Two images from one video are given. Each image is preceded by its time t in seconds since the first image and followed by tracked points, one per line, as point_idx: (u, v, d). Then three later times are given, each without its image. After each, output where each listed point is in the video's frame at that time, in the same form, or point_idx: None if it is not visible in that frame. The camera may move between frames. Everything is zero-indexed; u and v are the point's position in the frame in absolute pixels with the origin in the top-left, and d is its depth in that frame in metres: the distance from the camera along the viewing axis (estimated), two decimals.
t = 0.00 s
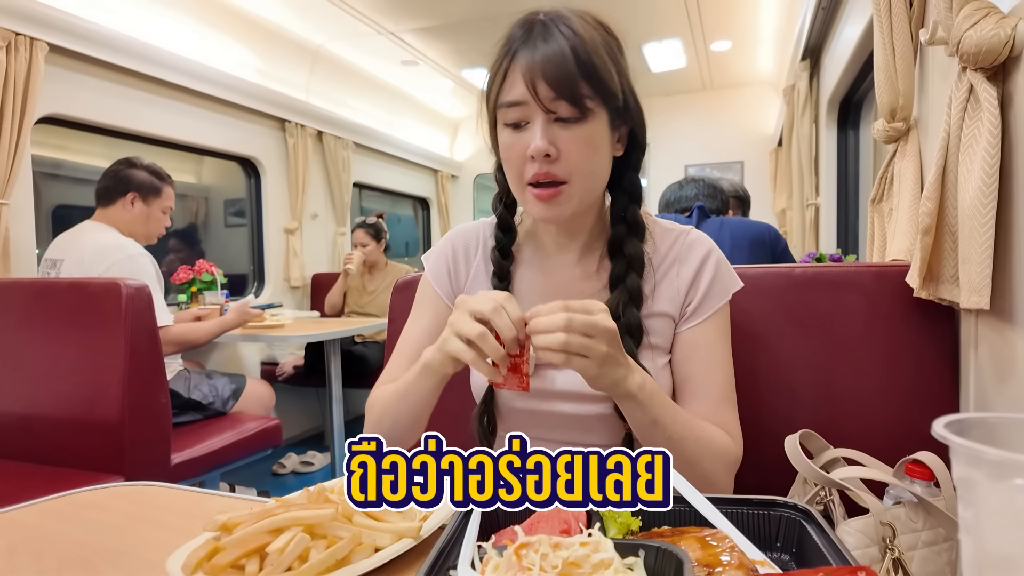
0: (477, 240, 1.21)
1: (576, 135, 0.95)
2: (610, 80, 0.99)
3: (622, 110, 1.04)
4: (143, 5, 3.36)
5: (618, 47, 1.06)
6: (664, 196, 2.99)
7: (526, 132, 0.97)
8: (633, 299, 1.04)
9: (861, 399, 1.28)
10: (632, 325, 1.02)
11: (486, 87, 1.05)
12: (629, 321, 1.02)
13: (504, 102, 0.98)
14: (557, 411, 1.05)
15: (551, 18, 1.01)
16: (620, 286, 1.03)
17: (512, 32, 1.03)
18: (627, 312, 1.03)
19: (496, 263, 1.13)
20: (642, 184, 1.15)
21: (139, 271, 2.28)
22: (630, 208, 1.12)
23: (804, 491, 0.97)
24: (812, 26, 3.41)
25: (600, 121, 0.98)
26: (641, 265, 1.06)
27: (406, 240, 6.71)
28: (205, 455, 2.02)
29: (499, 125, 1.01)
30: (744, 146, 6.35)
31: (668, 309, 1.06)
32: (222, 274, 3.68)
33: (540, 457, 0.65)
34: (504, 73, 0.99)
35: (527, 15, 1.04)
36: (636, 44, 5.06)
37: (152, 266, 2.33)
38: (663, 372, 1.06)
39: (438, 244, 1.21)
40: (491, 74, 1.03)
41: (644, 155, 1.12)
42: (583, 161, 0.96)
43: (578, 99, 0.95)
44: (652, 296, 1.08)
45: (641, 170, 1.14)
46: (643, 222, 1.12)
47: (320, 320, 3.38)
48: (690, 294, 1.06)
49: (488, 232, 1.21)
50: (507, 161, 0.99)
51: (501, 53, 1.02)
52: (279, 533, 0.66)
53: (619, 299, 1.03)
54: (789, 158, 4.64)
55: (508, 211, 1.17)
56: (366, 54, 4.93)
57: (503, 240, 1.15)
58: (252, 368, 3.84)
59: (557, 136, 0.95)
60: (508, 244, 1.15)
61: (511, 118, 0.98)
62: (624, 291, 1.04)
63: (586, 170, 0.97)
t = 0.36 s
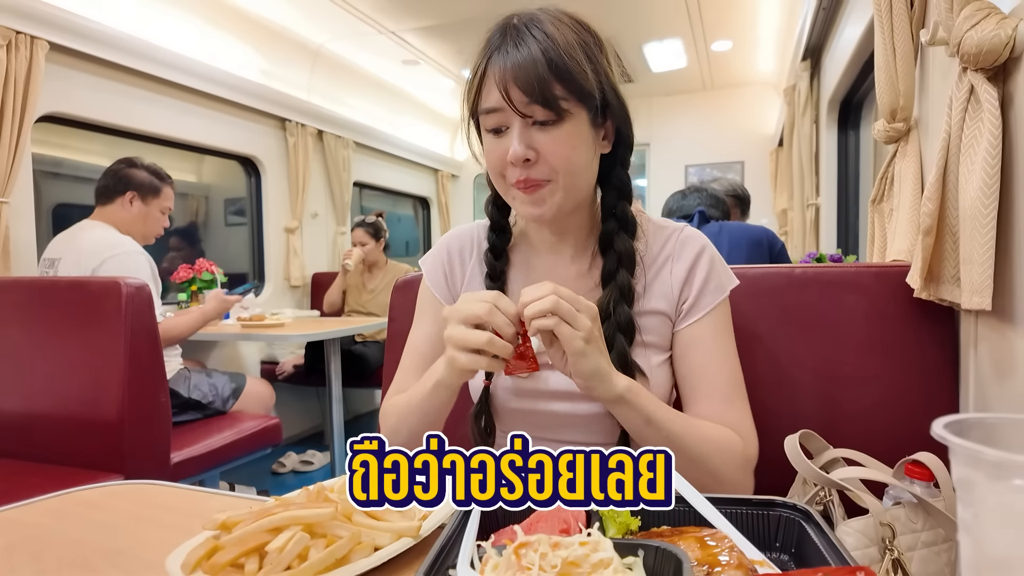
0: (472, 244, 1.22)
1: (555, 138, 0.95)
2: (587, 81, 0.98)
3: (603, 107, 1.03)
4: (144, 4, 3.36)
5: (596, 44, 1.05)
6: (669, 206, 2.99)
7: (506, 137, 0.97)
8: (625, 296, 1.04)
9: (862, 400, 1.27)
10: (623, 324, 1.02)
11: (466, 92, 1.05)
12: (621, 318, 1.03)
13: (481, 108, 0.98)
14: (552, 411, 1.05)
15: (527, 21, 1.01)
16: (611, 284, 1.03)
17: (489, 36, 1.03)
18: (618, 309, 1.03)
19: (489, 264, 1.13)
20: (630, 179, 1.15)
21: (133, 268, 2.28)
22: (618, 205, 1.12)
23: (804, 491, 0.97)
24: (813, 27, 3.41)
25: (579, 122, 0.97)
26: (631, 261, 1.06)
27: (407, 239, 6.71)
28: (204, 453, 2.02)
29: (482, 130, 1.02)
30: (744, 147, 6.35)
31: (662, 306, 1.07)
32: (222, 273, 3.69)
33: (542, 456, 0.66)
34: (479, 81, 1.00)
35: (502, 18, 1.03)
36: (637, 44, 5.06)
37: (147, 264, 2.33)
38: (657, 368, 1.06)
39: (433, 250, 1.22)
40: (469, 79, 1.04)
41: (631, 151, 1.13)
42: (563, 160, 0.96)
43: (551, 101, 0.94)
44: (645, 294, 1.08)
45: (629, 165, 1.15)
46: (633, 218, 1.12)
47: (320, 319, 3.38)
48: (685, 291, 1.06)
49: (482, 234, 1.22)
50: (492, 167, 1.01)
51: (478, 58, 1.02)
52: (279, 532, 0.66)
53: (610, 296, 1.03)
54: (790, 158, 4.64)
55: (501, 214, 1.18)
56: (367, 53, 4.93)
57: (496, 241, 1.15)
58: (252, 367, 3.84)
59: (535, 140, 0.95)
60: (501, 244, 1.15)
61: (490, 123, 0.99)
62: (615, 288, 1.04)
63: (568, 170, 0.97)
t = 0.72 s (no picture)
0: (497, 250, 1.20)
1: (611, 129, 0.93)
2: (646, 79, 1.00)
3: (656, 114, 1.05)
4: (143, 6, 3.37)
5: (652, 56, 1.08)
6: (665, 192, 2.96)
7: (558, 123, 0.95)
8: (671, 319, 1.04)
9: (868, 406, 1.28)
10: (670, 347, 1.02)
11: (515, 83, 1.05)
12: (669, 342, 1.02)
13: (536, 92, 0.97)
14: (583, 430, 1.03)
15: (586, 18, 1.03)
16: (658, 307, 1.03)
17: (542, 31, 1.05)
18: (666, 332, 1.02)
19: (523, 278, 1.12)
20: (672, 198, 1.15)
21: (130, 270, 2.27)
22: (661, 224, 1.12)
23: (803, 493, 0.97)
24: (812, 30, 3.42)
25: (634, 116, 0.96)
26: (676, 283, 1.06)
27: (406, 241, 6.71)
28: (204, 455, 2.02)
29: (528, 118, 1.00)
30: (743, 149, 6.36)
31: (697, 336, 1.08)
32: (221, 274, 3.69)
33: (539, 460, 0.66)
34: (537, 65, 1.00)
35: (559, 16, 1.06)
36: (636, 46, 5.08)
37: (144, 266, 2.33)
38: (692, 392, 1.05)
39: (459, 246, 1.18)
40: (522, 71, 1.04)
41: (673, 167, 1.13)
42: (615, 158, 0.93)
43: (615, 90, 0.95)
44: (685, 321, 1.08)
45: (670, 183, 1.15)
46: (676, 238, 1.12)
47: (320, 321, 3.38)
48: (723, 323, 1.07)
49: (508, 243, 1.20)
50: (535, 155, 0.96)
51: (533, 50, 1.04)
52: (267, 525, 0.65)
53: (657, 319, 1.03)
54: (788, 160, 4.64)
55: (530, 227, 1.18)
56: (367, 55, 4.94)
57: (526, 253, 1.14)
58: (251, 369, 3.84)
59: (592, 129, 0.93)
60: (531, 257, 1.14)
61: (542, 108, 0.97)
62: (663, 312, 1.04)
63: (618, 170, 0.93)
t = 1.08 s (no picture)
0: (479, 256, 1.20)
1: (577, 132, 0.93)
2: (612, 81, 0.99)
3: (625, 113, 1.04)
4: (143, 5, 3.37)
5: (621, 54, 1.07)
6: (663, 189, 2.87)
7: (525, 128, 0.95)
8: (649, 321, 1.02)
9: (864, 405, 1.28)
10: (648, 350, 1.01)
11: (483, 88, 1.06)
12: (647, 345, 1.01)
13: (502, 98, 0.98)
14: (566, 432, 1.03)
15: (550, 20, 1.03)
16: (636, 308, 1.02)
17: (509, 34, 1.05)
18: (644, 334, 1.01)
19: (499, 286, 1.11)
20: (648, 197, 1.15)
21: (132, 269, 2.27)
22: (637, 224, 1.12)
23: (803, 494, 0.97)
24: (812, 31, 3.42)
25: (600, 117, 0.96)
26: (654, 283, 1.05)
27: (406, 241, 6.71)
28: (204, 455, 2.02)
29: (497, 123, 1.01)
30: (744, 149, 6.36)
31: (681, 337, 1.08)
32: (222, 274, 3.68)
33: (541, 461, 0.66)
34: (501, 72, 1.01)
35: (524, 19, 1.05)
36: (636, 47, 5.08)
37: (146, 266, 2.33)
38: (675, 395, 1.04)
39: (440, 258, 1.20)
40: (489, 76, 1.05)
41: (647, 167, 1.13)
42: (581, 160, 0.92)
43: (577, 92, 0.94)
44: (667, 322, 1.08)
45: (646, 182, 1.14)
46: (652, 238, 1.12)
47: (319, 321, 3.38)
48: (707, 323, 1.06)
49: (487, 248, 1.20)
50: (504, 161, 0.97)
51: (498, 55, 1.04)
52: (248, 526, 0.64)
53: (635, 320, 1.02)
54: (788, 160, 4.64)
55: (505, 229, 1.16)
56: (367, 55, 4.94)
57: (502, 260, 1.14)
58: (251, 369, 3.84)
59: (557, 132, 0.93)
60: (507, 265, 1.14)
61: (509, 114, 0.97)
62: (639, 312, 1.03)
63: (586, 172, 0.93)
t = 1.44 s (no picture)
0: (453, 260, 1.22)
1: (532, 135, 0.93)
2: (565, 83, 0.99)
3: (580, 113, 1.03)
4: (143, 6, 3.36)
5: (576, 54, 1.07)
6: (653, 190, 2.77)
7: (482, 132, 0.96)
8: (602, 316, 1.00)
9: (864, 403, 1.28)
10: (602, 345, 0.99)
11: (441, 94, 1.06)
12: (599, 340, 0.99)
13: (458, 104, 0.98)
14: (534, 429, 1.03)
15: (503, 25, 1.03)
16: (588, 304, 1.00)
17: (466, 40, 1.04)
18: (596, 330, 0.99)
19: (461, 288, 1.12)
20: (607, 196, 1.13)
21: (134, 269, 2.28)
22: (594, 221, 1.09)
23: (804, 494, 0.96)
24: (812, 31, 3.42)
25: (555, 118, 0.96)
26: (608, 279, 1.03)
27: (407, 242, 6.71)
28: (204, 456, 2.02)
29: (456, 129, 1.01)
30: (745, 149, 6.36)
31: (647, 329, 1.06)
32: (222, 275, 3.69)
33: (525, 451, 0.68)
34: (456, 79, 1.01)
35: (479, 25, 1.05)
36: (636, 47, 5.08)
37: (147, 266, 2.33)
38: (638, 388, 1.02)
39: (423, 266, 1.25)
40: (445, 82, 1.05)
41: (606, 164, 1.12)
42: (539, 161, 0.93)
43: (530, 95, 0.94)
44: (631, 315, 1.06)
45: (605, 179, 1.13)
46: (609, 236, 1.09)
47: (319, 322, 3.38)
48: (674, 314, 1.06)
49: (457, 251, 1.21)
50: (466, 165, 0.98)
51: (452, 62, 1.04)
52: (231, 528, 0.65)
53: (587, 316, 1.00)
54: (789, 160, 4.64)
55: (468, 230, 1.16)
56: (366, 56, 4.94)
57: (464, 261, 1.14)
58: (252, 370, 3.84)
59: (512, 136, 0.94)
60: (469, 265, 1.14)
61: (466, 118, 0.98)
62: (593, 308, 1.01)
63: (543, 173, 0.94)
